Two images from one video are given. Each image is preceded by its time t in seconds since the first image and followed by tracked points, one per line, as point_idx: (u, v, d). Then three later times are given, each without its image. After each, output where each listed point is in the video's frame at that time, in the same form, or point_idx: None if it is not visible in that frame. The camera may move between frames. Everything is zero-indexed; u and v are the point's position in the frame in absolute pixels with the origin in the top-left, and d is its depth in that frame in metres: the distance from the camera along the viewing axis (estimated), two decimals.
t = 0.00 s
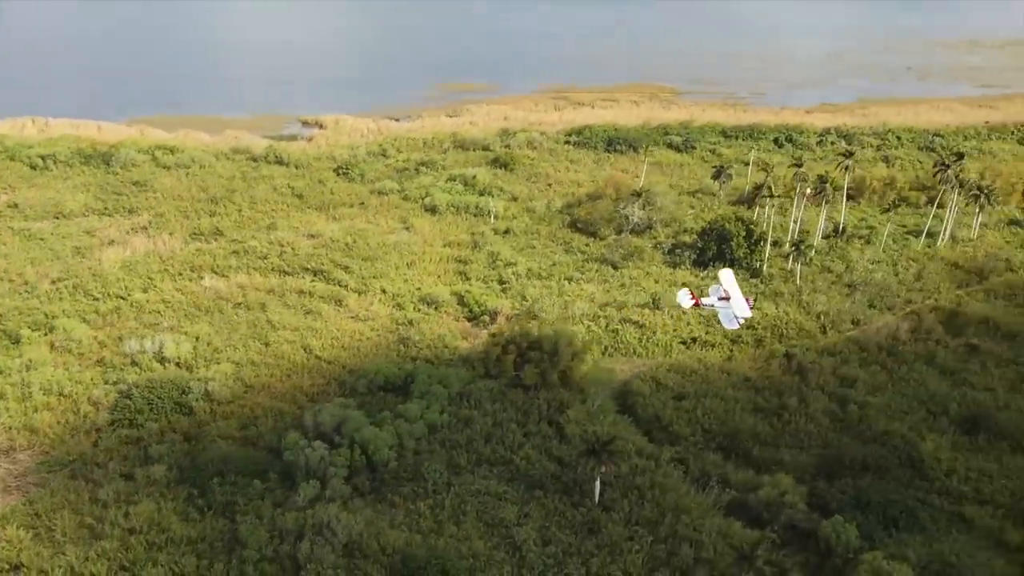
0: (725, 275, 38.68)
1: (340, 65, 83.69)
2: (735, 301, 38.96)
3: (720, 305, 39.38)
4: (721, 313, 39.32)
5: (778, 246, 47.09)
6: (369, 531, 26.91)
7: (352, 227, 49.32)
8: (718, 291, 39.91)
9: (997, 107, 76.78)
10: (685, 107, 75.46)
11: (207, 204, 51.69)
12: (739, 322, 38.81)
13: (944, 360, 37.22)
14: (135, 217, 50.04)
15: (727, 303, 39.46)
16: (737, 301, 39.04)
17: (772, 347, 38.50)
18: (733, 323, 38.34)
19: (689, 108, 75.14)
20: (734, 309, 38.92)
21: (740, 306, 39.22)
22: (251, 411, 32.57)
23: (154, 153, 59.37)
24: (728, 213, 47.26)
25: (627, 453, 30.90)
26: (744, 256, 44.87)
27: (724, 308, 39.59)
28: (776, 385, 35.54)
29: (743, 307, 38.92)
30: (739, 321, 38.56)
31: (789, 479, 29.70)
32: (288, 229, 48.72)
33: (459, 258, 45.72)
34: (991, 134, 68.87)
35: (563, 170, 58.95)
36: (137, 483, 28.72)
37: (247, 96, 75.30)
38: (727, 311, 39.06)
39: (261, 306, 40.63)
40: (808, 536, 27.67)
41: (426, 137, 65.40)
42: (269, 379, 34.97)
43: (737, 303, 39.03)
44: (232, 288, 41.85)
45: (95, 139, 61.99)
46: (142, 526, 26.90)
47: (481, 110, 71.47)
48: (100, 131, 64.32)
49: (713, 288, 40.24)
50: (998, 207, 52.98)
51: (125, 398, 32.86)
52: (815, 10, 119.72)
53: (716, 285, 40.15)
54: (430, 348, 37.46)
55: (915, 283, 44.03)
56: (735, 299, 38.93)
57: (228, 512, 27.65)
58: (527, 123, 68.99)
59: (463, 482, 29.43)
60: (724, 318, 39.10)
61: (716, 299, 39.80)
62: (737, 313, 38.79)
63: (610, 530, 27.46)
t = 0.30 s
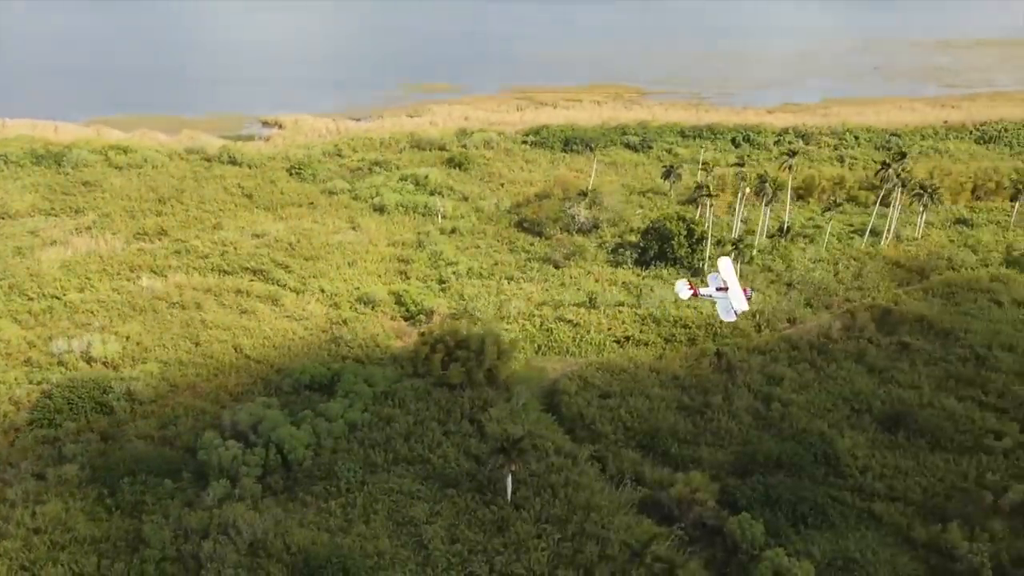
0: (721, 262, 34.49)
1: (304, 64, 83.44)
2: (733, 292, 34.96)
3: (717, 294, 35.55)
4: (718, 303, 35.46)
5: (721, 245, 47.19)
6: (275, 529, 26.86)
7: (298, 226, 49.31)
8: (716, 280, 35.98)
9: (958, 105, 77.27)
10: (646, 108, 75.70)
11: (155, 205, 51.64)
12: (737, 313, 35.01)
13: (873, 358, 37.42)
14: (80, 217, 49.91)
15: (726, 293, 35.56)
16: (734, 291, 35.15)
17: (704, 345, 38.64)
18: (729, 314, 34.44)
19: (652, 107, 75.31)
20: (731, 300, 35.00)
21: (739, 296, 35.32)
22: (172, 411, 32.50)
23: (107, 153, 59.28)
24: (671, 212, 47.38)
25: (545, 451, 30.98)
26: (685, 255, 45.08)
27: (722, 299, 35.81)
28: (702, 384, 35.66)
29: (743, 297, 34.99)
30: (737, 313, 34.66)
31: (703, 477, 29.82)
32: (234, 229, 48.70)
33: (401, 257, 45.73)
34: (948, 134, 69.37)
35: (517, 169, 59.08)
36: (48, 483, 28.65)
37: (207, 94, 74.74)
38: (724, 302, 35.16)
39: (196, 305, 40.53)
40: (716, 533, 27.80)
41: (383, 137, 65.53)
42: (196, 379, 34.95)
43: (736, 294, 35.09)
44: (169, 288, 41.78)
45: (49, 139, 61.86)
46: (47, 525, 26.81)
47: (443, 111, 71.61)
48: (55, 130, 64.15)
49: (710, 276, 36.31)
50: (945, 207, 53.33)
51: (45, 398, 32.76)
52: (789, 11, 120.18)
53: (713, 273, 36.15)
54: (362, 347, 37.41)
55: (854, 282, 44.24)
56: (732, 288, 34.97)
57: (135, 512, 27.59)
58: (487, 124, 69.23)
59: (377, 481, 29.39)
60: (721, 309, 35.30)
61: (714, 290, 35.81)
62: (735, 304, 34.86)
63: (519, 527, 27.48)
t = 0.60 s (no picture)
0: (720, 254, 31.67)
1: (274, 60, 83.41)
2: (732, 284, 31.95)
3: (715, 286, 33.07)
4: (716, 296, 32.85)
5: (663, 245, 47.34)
6: (181, 528, 26.82)
7: (243, 226, 49.31)
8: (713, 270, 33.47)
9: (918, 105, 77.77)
10: (607, 108, 76.13)
11: (103, 205, 51.57)
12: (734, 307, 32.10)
13: (803, 357, 37.59)
14: (26, 217, 49.81)
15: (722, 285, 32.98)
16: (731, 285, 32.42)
17: (637, 344, 38.75)
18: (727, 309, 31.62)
19: (614, 108, 75.62)
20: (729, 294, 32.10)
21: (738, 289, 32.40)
22: (93, 411, 32.56)
23: (60, 153, 59.20)
24: (614, 211, 47.62)
25: (463, 450, 31.03)
26: (627, 254, 45.30)
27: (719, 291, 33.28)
28: (629, 383, 35.73)
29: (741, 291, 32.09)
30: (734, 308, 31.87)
31: (617, 475, 29.89)
32: (178, 229, 48.71)
33: (343, 257, 45.72)
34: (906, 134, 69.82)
35: (471, 169, 59.20)
36: None
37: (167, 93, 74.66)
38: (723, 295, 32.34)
39: (132, 305, 40.47)
40: (625, 531, 27.91)
41: (340, 137, 65.71)
42: (122, 378, 34.95)
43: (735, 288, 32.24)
44: (107, 288, 41.72)
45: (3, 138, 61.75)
46: None
47: (404, 111, 71.77)
48: (10, 130, 63.91)
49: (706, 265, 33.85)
50: (893, 206, 53.63)
51: None
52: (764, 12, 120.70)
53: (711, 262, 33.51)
54: (293, 346, 37.35)
55: (793, 281, 44.46)
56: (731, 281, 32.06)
57: (43, 512, 27.57)
58: (446, 125, 69.39)
59: (291, 480, 29.32)
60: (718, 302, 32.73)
61: (712, 283, 33.10)
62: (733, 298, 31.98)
63: (427, 526, 27.45)
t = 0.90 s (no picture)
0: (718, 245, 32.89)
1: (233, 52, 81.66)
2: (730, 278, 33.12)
3: (713, 279, 34.33)
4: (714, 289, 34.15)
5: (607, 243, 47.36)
6: (84, 528, 26.70)
7: (187, 226, 49.20)
8: (713, 263, 34.76)
9: (880, 104, 78.00)
10: (570, 108, 76.16)
11: (48, 204, 51.33)
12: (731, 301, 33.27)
13: (734, 356, 37.67)
14: None
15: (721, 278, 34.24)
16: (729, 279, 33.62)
17: (570, 343, 38.73)
18: (722, 302, 32.77)
19: (576, 108, 75.56)
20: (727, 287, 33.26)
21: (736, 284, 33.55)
22: (10, 411, 32.42)
23: (12, 153, 58.95)
24: (558, 210, 47.52)
25: (381, 448, 30.95)
26: (569, 253, 45.36)
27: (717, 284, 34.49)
28: (556, 382, 35.71)
29: (739, 286, 33.13)
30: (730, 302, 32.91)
31: (532, 474, 29.85)
32: (122, 229, 48.55)
33: (284, 257, 45.62)
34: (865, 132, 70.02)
35: (424, 168, 59.22)
36: None
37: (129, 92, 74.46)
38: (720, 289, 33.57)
39: (65, 304, 40.29)
40: (535, 529, 27.92)
41: (298, 136, 65.77)
42: (46, 378, 34.85)
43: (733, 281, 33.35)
44: (41, 287, 41.53)
45: None
46: None
47: (365, 111, 71.82)
48: None
49: (708, 258, 35.08)
50: (842, 205, 53.70)
51: None
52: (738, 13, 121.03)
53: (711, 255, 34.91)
54: (222, 346, 37.19)
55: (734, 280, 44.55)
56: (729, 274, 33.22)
57: None
58: (406, 126, 69.40)
59: (203, 480, 29.19)
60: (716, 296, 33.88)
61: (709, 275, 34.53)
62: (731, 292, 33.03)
63: (334, 524, 27.34)
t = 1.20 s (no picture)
0: (715, 242, 36.82)
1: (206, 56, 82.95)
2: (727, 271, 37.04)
3: (711, 272, 38.41)
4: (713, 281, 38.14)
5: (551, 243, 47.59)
6: None
7: (133, 225, 49.17)
8: (711, 256, 38.92)
9: (843, 105, 78.48)
10: (534, 107, 76.43)
11: None
12: (727, 294, 37.28)
13: (665, 354, 37.84)
14: None
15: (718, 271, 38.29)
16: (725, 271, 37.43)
17: (503, 341, 38.81)
18: (720, 294, 36.79)
19: (540, 108, 75.77)
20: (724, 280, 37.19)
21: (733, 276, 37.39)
22: None
23: None
24: (501, 209, 47.61)
25: (298, 447, 30.95)
26: (511, 253, 45.52)
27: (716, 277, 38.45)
28: (484, 381, 35.80)
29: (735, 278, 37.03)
30: (727, 294, 36.96)
31: (447, 472, 29.91)
32: (67, 229, 48.49)
33: (226, 257, 45.62)
34: (824, 131, 70.48)
35: (378, 168, 59.39)
36: None
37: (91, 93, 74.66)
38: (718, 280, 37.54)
39: None
40: (444, 527, 28.00)
41: (256, 136, 65.82)
42: None
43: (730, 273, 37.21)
44: None
45: None
46: None
47: (327, 111, 71.93)
48: None
49: (707, 251, 39.17)
50: (792, 204, 53.96)
51: None
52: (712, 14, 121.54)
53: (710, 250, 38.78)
54: (153, 345, 37.18)
55: (674, 279, 44.71)
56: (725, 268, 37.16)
57: None
58: (366, 126, 69.51)
59: (116, 479, 29.17)
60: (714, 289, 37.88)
61: (707, 268, 38.78)
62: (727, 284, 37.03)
63: (242, 522, 27.34)
